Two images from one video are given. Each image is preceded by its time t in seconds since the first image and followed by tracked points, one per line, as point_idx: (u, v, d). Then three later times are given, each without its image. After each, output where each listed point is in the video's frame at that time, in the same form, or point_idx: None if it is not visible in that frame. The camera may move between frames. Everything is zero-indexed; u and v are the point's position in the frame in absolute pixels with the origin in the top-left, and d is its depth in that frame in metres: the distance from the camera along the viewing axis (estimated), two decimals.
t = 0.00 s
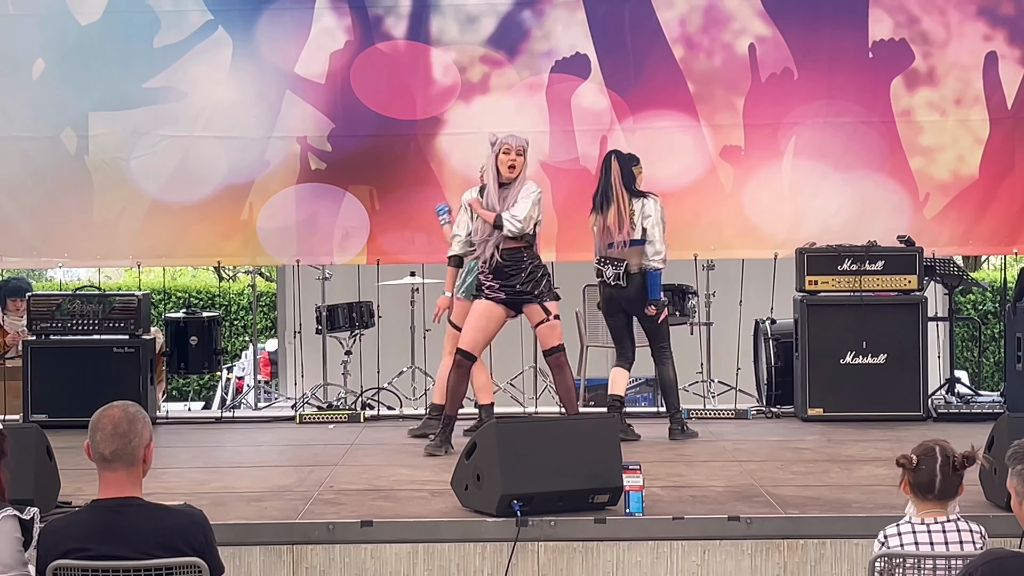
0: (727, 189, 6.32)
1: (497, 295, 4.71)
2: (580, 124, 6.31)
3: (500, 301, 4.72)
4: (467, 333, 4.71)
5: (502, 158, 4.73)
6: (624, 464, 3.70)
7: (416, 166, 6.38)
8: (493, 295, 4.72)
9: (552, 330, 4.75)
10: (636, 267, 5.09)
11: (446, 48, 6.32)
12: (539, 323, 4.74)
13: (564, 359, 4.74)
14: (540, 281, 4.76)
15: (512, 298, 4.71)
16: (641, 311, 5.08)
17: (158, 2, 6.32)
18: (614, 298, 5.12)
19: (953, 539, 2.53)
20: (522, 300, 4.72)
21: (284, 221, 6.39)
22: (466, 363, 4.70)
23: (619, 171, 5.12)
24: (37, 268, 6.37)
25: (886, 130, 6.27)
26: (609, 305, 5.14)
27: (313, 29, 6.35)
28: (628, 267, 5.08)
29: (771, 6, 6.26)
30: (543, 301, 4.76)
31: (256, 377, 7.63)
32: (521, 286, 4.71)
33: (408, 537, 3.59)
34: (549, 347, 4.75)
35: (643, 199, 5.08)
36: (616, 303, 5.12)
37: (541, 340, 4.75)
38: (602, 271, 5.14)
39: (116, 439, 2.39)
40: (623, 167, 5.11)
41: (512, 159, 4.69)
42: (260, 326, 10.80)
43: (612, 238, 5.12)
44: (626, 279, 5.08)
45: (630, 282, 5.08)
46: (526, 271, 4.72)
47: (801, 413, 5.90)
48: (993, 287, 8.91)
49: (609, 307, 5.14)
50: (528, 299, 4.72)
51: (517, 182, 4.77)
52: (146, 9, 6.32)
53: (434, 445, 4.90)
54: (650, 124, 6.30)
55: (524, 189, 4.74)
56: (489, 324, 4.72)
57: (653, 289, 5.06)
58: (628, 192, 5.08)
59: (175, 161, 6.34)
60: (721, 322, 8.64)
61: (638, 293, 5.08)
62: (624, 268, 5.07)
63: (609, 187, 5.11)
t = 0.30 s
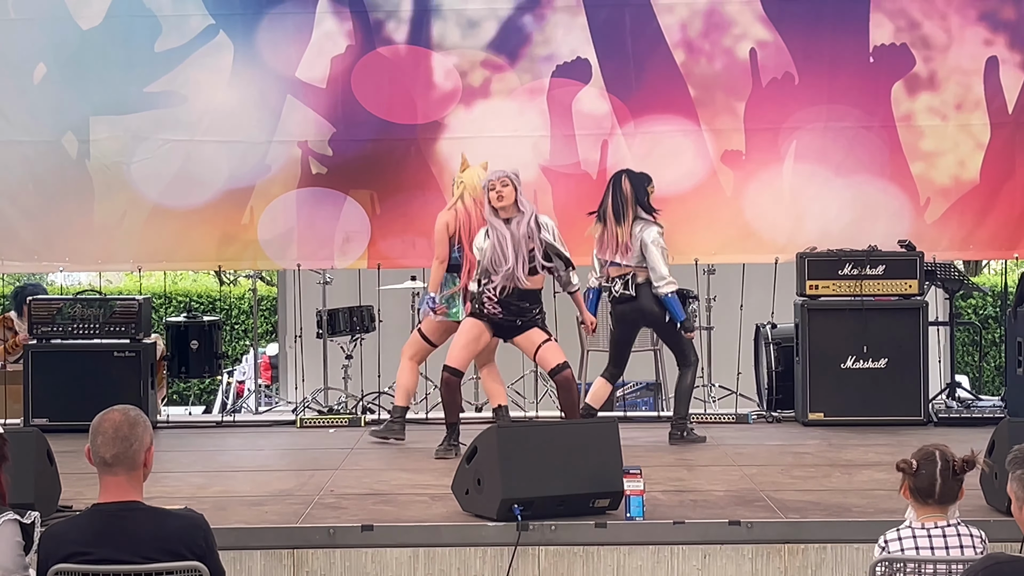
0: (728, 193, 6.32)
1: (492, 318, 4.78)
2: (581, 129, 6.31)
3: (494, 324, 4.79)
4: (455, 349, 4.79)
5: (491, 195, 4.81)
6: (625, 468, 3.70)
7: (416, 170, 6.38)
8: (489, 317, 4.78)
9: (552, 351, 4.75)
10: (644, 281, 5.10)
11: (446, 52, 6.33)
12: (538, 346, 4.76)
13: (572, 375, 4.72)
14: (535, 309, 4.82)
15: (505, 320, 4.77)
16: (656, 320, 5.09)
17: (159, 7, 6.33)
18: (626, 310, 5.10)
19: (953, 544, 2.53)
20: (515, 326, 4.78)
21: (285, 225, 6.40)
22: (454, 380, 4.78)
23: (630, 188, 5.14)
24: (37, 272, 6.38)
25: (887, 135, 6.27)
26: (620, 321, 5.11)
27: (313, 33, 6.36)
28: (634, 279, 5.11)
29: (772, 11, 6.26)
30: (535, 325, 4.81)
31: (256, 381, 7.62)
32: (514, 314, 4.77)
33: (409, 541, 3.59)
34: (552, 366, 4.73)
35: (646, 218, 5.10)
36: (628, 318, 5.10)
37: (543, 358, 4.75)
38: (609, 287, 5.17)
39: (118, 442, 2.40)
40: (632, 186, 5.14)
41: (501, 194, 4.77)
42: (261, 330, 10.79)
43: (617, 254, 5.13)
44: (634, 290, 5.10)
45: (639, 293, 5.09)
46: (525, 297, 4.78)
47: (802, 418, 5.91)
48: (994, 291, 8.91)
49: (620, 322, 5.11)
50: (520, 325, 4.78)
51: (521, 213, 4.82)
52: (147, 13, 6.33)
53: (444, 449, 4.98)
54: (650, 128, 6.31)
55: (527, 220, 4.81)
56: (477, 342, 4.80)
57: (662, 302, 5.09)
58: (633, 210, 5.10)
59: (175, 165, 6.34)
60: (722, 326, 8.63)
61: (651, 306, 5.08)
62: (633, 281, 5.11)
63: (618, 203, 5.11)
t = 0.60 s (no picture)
0: (729, 196, 6.33)
1: (512, 322, 4.72)
2: (582, 132, 6.31)
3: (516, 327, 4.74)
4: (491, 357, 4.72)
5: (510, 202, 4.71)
6: (625, 471, 3.66)
7: (418, 173, 6.39)
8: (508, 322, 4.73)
9: (578, 350, 4.73)
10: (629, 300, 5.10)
11: (448, 56, 6.33)
12: (566, 343, 4.74)
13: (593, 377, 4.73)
14: (556, 308, 4.76)
15: (528, 323, 4.72)
16: (630, 337, 5.09)
17: (161, 10, 6.34)
18: (601, 326, 5.09)
19: (954, 547, 2.52)
20: (537, 328, 4.73)
21: (286, 228, 6.41)
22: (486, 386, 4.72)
23: (623, 212, 5.18)
24: (39, 275, 6.39)
25: (888, 138, 6.27)
26: (596, 336, 5.12)
27: (315, 36, 6.36)
28: (617, 296, 5.10)
29: (773, 14, 6.27)
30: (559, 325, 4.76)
31: (257, 385, 7.62)
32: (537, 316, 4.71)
33: (409, 544, 3.60)
34: (576, 365, 4.72)
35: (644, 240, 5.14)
36: (603, 333, 5.10)
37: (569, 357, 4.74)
38: (591, 300, 5.14)
39: (121, 439, 2.41)
40: (626, 209, 5.17)
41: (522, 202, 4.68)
42: (262, 333, 10.80)
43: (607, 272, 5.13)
44: (614, 307, 5.10)
45: (620, 310, 5.10)
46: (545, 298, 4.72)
47: (803, 421, 5.90)
48: (995, 295, 8.90)
49: (595, 335, 5.11)
50: (542, 326, 4.72)
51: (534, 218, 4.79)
52: (149, 17, 6.34)
53: (445, 452, 4.96)
54: (652, 131, 6.31)
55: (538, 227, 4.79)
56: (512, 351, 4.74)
57: (638, 322, 5.09)
58: (628, 234, 5.13)
59: (177, 169, 6.35)
60: (723, 329, 8.63)
61: (626, 324, 5.09)
62: (614, 298, 5.10)
63: (612, 226, 5.14)
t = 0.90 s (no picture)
0: (729, 197, 6.33)
1: (506, 298, 4.69)
2: (582, 133, 6.32)
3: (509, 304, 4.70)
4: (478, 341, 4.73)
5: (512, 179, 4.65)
6: (625, 472, 3.66)
7: (417, 174, 6.40)
8: (504, 298, 4.69)
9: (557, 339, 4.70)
10: (635, 276, 5.10)
11: (448, 57, 6.33)
12: (544, 334, 4.68)
13: (570, 368, 4.68)
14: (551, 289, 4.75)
15: (523, 301, 4.69)
16: (635, 315, 5.10)
17: (161, 12, 6.34)
18: (609, 304, 5.12)
19: (955, 548, 2.52)
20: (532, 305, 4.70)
21: (286, 231, 6.41)
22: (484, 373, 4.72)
23: (617, 180, 5.11)
24: (40, 277, 6.39)
25: (888, 139, 6.27)
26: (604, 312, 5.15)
27: (315, 38, 6.37)
28: (625, 276, 5.09)
29: (773, 15, 6.27)
30: (550, 308, 4.72)
31: (257, 386, 7.62)
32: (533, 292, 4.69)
33: (409, 546, 3.59)
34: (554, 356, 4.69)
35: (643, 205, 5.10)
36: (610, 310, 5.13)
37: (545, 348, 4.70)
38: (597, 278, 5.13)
39: (121, 437, 2.42)
40: (620, 177, 5.11)
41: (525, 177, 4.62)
42: (262, 335, 10.80)
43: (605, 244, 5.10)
44: (620, 286, 5.09)
45: (627, 287, 5.09)
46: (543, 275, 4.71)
47: (804, 422, 5.91)
48: (995, 296, 8.91)
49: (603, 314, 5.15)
50: (536, 303, 4.70)
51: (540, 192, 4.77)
52: (149, 18, 6.34)
53: (445, 453, 4.96)
54: (652, 132, 6.31)
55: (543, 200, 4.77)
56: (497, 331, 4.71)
57: (645, 298, 5.08)
58: (623, 202, 5.10)
59: (177, 170, 6.35)
60: (723, 330, 8.63)
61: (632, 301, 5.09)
62: (620, 276, 5.09)
63: (604, 196, 5.11)
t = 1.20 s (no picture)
0: (726, 196, 6.33)
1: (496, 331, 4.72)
2: (580, 131, 6.31)
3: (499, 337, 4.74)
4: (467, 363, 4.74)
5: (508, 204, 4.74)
6: (624, 470, 3.68)
7: (415, 173, 6.39)
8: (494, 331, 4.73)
9: (556, 355, 4.73)
10: (634, 298, 5.09)
11: (445, 56, 6.33)
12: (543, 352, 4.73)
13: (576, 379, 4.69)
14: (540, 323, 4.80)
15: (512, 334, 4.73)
16: (639, 337, 5.08)
17: (158, 11, 6.33)
18: (611, 328, 5.07)
19: (953, 546, 2.53)
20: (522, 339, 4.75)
21: (284, 229, 6.40)
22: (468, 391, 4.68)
23: (618, 209, 5.12)
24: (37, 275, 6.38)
25: (886, 138, 6.28)
26: (603, 336, 5.10)
27: (312, 37, 6.36)
28: (622, 296, 5.09)
29: (771, 13, 6.27)
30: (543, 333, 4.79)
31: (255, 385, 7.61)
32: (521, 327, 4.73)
33: (407, 544, 3.59)
34: (555, 370, 4.71)
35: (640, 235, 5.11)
36: (613, 334, 5.08)
37: (547, 363, 4.72)
38: (596, 302, 5.11)
39: (117, 435, 2.41)
40: (619, 203, 5.11)
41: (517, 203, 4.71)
42: (260, 333, 10.79)
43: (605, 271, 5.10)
44: (621, 307, 5.08)
45: (626, 310, 5.08)
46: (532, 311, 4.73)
47: (801, 420, 5.91)
48: (992, 294, 8.93)
49: (603, 337, 5.09)
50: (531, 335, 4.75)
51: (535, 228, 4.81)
52: (146, 17, 6.33)
53: (443, 452, 4.96)
54: (649, 131, 6.31)
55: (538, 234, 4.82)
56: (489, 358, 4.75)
57: (645, 320, 5.08)
58: (624, 230, 5.09)
59: (175, 170, 6.34)
60: (721, 328, 8.64)
61: (635, 323, 5.07)
62: (619, 298, 5.08)
63: (603, 224, 5.10)
